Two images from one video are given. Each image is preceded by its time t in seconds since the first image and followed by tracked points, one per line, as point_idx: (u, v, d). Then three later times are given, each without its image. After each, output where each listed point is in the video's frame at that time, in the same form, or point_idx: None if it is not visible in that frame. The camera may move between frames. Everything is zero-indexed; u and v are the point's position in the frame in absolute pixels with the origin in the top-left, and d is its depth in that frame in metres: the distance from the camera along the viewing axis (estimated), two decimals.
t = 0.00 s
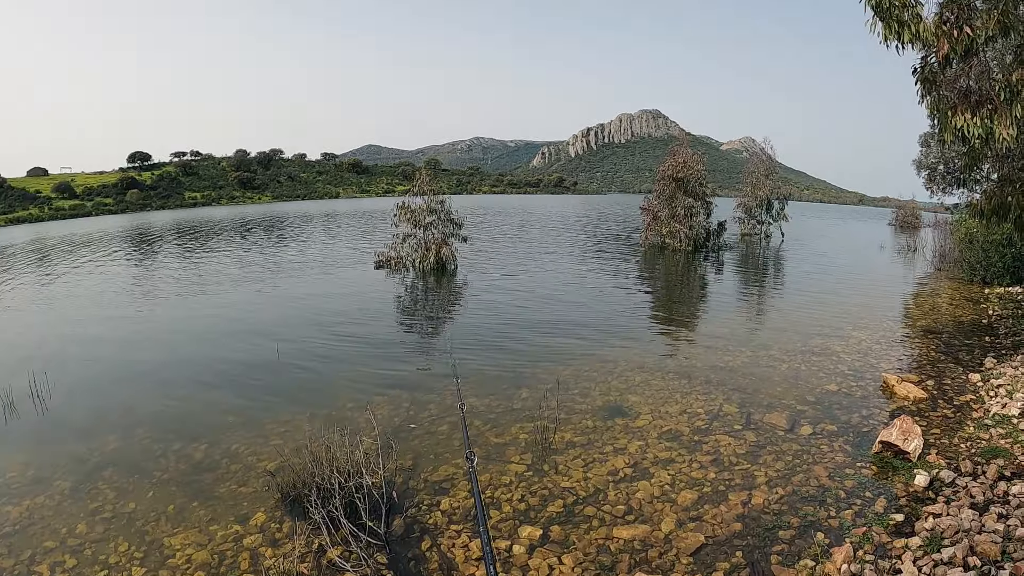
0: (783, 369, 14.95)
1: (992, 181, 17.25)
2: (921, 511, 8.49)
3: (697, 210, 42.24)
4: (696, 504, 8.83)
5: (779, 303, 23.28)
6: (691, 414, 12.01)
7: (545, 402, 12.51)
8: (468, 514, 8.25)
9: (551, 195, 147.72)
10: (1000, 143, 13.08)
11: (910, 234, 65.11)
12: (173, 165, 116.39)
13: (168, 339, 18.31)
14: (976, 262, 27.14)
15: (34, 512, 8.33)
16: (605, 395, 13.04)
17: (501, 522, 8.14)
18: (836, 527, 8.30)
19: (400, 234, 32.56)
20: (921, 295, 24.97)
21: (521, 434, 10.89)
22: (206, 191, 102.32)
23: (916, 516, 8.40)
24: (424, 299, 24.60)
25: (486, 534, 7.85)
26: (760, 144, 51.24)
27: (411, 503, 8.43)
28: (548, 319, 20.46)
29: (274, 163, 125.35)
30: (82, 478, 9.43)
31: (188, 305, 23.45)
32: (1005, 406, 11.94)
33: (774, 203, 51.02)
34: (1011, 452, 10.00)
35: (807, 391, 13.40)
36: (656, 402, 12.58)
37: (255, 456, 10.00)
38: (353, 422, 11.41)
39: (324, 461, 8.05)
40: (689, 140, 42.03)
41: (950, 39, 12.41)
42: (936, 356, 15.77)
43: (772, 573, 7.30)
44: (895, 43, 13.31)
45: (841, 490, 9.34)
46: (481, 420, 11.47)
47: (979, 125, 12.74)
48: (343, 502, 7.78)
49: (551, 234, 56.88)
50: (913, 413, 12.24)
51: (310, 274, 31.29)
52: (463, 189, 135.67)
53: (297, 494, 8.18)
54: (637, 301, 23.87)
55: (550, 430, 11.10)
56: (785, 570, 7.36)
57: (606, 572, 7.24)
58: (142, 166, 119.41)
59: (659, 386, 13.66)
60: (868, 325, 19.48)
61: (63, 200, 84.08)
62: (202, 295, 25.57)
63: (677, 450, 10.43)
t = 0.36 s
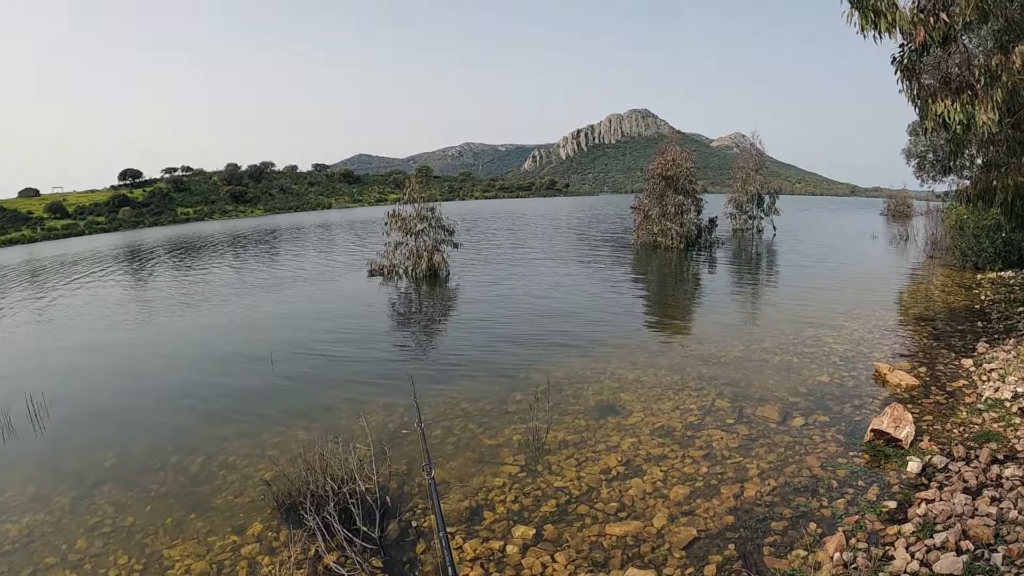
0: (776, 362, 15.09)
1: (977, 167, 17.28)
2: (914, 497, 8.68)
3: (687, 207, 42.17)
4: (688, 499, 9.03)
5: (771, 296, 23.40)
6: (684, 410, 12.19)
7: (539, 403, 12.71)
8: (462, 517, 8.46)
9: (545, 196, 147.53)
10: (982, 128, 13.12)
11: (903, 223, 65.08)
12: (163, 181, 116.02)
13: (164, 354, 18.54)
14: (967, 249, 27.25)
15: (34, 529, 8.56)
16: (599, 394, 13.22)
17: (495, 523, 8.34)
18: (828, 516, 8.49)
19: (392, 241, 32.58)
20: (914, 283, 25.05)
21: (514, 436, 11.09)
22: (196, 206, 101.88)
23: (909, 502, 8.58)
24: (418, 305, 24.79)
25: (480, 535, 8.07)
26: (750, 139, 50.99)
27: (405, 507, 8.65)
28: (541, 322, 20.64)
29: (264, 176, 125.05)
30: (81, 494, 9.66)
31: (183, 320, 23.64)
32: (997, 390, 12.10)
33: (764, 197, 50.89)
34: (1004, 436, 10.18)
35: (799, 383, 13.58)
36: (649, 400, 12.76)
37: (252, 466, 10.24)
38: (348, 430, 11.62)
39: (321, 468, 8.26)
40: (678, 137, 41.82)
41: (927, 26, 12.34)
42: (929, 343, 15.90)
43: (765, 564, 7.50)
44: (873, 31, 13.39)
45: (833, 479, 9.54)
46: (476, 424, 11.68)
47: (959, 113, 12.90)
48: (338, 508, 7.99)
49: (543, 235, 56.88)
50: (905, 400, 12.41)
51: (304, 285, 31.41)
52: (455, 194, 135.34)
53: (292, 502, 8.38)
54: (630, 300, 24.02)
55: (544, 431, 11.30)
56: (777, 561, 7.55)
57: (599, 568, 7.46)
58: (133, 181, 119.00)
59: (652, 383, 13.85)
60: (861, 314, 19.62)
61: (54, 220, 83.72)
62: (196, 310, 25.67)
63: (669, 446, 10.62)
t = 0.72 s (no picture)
0: (781, 344, 15.16)
1: (975, 139, 17.10)
2: (924, 471, 8.79)
3: (688, 194, 41.94)
4: (696, 483, 9.21)
5: (775, 280, 23.40)
6: (689, 395, 12.32)
7: (545, 396, 12.92)
8: (471, 510, 8.70)
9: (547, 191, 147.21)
10: (976, 99, 12.94)
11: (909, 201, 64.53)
12: (167, 195, 116.54)
13: (172, 366, 18.92)
14: (972, 223, 27.08)
15: (50, 542, 8.93)
16: (605, 384, 13.38)
17: (504, 514, 8.58)
18: (838, 494, 8.65)
19: (396, 243, 32.75)
20: (919, 259, 24.89)
21: (521, 429, 11.31)
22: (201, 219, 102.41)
23: (918, 477, 8.71)
24: (425, 305, 25.03)
25: (489, 527, 8.32)
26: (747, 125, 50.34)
27: (414, 503, 8.90)
28: (545, 316, 20.81)
29: (266, 187, 126.02)
30: (97, 506, 10.03)
31: (192, 331, 24.11)
32: (1004, 361, 12.13)
33: (766, 181, 50.31)
34: (1011, 406, 10.24)
35: (802, 364, 13.68)
36: (654, 387, 12.91)
37: (263, 471, 10.54)
38: (357, 431, 11.93)
39: (335, 466, 8.48)
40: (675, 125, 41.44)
41: None
42: (935, 318, 15.89)
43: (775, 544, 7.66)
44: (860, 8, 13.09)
45: (841, 457, 9.68)
46: (484, 418, 11.91)
47: (953, 83, 12.79)
48: (349, 506, 8.18)
49: (546, 230, 56.85)
50: (912, 375, 12.47)
51: (310, 292, 31.68)
52: (458, 194, 134.33)
53: (301, 504, 8.61)
54: (635, 290, 24.10)
55: (551, 422, 11.51)
56: (786, 540, 7.73)
57: (608, 555, 7.69)
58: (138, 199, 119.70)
59: (657, 370, 13.99)
60: (864, 293, 19.61)
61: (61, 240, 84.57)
62: (204, 322, 25.97)
63: (676, 431, 10.79)
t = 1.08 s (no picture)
0: (837, 342, 14.80)
1: None
2: (989, 473, 8.40)
3: (738, 191, 41.45)
4: (757, 484, 8.99)
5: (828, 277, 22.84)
6: (747, 396, 12.09)
7: (602, 397, 12.80)
8: (530, 512, 8.62)
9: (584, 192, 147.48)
10: None
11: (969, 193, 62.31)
12: (218, 204, 121.21)
13: (220, 370, 19.33)
14: None
15: (110, 542, 9.08)
16: (661, 384, 13.22)
17: (564, 516, 8.47)
18: (900, 496, 8.32)
19: (446, 246, 32.95)
20: (976, 253, 23.99)
21: (578, 430, 11.20)
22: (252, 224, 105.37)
23: (981, 478, 8.32)
24: (477, 307, 24.90)
25: (549, 529, 8.21)
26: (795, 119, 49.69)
27: (474, 505, 8.85)
28: (594, 316, 20.74)
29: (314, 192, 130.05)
30: (156, 506, 10.25)
31: (240, 336, 24.72)
32: None
33: (817, 176, 49.38)
34: None
35: (861, 363, 13.30)
36: (712, 387, 12.69)
37: (321, 473, 10.59)
38: (411, 434, 11.94)
39: (394, 468, 8.48)
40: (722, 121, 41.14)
41: None
42: (998, 314, 15.26)
43: (838, 547, 7.40)
44: None
45: (904, 458, 9.32)
46: (541, 420, 11.85)
47: (1007, 69, 12.78)
48: (409, 507, 8.16)
49: (587, 231, 56.58)
50: (973, 373, 11.97)
51: (354, 296, 32.16)
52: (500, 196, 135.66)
53: (362, 505, 8.62)
54: (684, 289, 23.87)
55: (608, 423, 11.38)
56: (849, 542, 7.46)
57: (671, 557, 7.51)
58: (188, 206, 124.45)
59: (714, 370, 13.77)
60: (922, 289, 18.98)
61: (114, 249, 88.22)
62: (252, 326, 26.58)
63: (735, 433, 10.56)
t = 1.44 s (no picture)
0: (953, 368, 13.96)
1: None
2: None
3: (848, 203, 40.06)
4: (867, 514, 8.47)
5: (942, 300, 21.46)
6: (857, 420, 11.52)
7: (707, 412, 12.49)
8: (633, 525, 8.36)
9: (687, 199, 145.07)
10: None
11: None
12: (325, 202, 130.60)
13: (305, 364, 20.16)
14: None
15: (208, 520, 9.63)
16: (768, 402, 12.80)
17: (668, 533, 8.19)
18: (1017, 538, 7.67)
19: (551, 249, 33.43)
20: None
21: (684, 444, 10.91)
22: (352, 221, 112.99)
23: None
24: (576, 313, 24.84)
25: (653, 545, 7.93)
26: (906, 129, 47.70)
27: (576, 513, 8.67)
28: (689, 328, 20.44)
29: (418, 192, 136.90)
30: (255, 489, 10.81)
31: (325, 330, 25.95)
32: None
33: (929, 189, 47.01)
34: None
35: (978, 392, 12.44)
36: (822, 408, 12.19)
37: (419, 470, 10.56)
38: (512, 436, 11.91)
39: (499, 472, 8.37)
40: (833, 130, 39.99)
41: None
42: None
43: None
44: None
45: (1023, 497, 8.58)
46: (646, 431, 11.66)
47: None
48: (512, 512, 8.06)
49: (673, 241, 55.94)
50: None
51: (433, 296, 32.98)
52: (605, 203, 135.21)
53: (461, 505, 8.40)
54: (782, 305, 23.19)
55: (713, 438, 11.04)
56: None
57: None
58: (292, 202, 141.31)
59: (824, 391, 13.24)
60: None
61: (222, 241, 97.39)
62: (337, 321, 27.84)
63: (845, 457, 10.04)
